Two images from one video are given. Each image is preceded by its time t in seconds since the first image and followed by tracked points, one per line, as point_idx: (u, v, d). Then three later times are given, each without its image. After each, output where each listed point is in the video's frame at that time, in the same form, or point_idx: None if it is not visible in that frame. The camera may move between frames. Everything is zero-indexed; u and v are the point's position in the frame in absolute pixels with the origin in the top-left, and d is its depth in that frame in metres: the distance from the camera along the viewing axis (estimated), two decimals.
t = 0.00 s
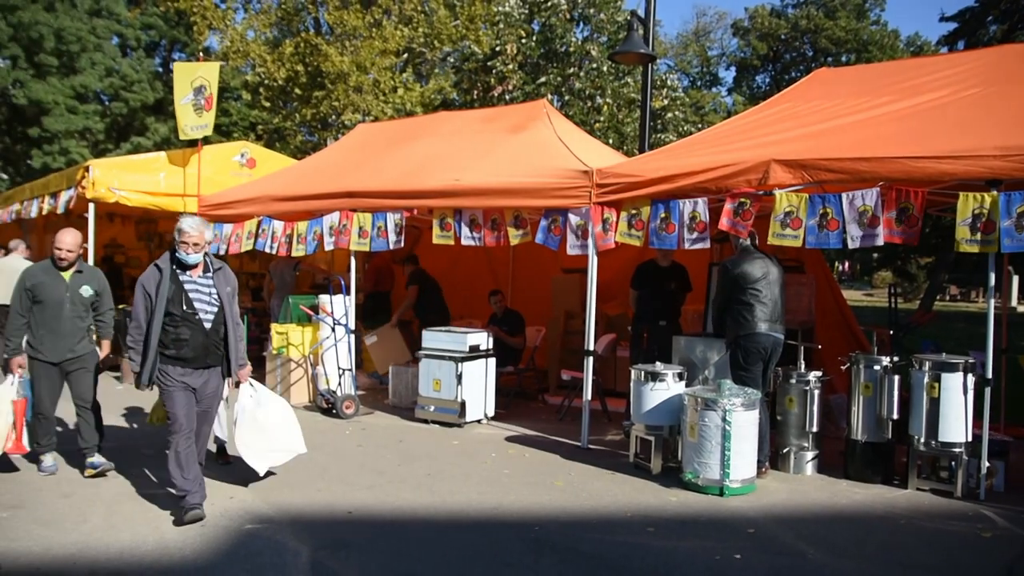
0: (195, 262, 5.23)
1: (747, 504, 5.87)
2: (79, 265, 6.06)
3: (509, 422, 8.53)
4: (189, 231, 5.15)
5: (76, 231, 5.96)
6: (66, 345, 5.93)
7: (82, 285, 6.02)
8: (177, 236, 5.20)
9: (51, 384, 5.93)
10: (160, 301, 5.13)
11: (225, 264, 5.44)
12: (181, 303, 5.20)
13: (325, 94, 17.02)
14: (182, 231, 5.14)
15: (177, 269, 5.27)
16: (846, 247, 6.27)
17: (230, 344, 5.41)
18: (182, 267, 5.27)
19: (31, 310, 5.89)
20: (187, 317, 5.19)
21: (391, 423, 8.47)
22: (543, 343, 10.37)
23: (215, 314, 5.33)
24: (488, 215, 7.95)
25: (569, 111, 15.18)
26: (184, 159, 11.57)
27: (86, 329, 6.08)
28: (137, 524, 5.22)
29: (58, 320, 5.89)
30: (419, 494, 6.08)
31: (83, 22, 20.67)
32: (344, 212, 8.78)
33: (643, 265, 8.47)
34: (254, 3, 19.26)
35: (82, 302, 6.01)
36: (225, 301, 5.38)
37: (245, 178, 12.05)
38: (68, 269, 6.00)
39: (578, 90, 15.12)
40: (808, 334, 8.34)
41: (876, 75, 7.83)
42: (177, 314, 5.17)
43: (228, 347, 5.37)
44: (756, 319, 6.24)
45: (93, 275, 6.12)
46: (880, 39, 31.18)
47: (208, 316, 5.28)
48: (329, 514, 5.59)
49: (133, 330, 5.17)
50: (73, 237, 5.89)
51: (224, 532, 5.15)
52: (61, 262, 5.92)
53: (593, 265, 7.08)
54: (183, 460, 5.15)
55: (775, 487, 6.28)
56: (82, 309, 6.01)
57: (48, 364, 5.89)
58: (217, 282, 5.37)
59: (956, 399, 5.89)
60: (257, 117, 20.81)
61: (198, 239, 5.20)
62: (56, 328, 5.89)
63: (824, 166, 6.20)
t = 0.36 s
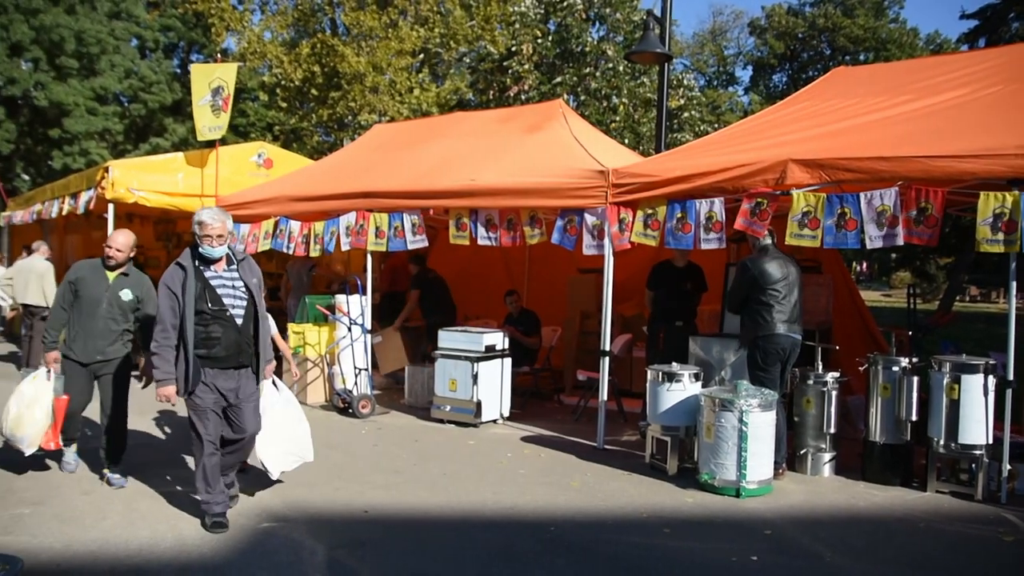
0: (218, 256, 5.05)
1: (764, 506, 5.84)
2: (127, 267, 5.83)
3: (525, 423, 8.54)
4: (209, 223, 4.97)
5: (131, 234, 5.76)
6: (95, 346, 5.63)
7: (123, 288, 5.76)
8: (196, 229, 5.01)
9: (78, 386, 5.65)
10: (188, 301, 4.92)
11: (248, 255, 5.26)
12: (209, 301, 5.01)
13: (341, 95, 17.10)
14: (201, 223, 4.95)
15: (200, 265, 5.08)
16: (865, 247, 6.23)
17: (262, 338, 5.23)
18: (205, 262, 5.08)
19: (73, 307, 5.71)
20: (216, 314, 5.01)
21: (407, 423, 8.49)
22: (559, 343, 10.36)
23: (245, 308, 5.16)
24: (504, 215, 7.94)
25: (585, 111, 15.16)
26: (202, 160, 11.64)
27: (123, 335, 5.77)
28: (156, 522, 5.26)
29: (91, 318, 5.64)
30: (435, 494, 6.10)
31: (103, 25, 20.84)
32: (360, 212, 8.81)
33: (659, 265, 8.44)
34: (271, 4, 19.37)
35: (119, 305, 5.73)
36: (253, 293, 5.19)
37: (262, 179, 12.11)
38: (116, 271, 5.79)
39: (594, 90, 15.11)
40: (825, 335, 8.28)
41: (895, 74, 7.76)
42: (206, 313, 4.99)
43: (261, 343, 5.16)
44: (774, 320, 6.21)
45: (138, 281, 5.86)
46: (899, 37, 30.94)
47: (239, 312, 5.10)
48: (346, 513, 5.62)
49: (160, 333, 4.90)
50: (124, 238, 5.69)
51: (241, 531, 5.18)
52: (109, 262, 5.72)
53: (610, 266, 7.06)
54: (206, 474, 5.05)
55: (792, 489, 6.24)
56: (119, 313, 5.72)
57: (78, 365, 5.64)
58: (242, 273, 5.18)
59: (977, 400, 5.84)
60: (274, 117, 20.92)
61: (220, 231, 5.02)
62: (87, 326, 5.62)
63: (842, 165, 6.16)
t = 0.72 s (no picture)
0: (253, 260, 4.69)
1: (781, 507, 5.81)
2: (155, 268, 5.75)
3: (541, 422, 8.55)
4: (246, 225, 4.62)
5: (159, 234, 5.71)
6: (122, 347, 5.57)
7: (151, 290, 5.69)
8: (231, 230, 4.66)
9: (107, 386, 5.59)
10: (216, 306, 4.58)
11: (283, 260, 4.87)
12: (237, 308, 4.64)
13: (358, 95, 17.19)
14: (237, 224, 4.60)
15: (233, 269, 4.73)
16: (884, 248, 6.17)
17: (294, 349, 4.79)
18: (238, 267, 4.72)
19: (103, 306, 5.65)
20: (244, 324, 4.64)
21: (424, 422, 8.52)
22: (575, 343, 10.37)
23: (277, 316, 4.75)
24: (520, 216, 7.94)
25: (601, 111, 15.15)
26: (220, 161, 11.73)
27: (150, 336, 5.70)
28: (176, 520, 5.31)
29: (119, 319, 5.56)
30: (451, 493, 6.11)
31: (123, 27, 21.11)
32: (377, 212, 8.84)
33: (676, 265, 8.42)
34: (288, 5, 19.49)
35: (147, 306, 5.65)
36: (286, 302, 4.78)
37: (279, 179, 12.18)
38: (143, 271, 5.73)
39: (610, 90, 15.09)
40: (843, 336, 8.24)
41: (914, 73, 7.69)
42: (234, 320, 4.62)
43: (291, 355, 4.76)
44: (792, 320, 6.17)
45: (167, 282, 5.79)
46: (918, 35, 30.70)
47: (268, 321, 4.70)
48: (362, 512, 5.64)
49: (196, 335, 4.59)
50: (152, 236, 5.62)
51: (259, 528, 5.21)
52: (138, 261, 5.65)
53: (626, 266, 7.05)
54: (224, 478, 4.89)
55: (810, 490, 6.21)
56: (147, 314, 5.65)
57: (105, 366, 5.57)
58: (275, 281, 4.79)
59: (998, 402, 5.78)
60: (291, 118, 21.05)
61: (257, 234, 4.66)
62: (115, 327, 5.55)
63: (861, 165, 6.11)
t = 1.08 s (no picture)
0: (302, 261, 4.42)
1: (799, 509, 5.77)
2: (164, 267, 5.49)
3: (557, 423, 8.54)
4: (297, 224, 4.33)
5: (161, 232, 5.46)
6: (149, 354, 5.30)
7: (167, 290, 5.43)
8: (280, 227, 4.39)
9: (134, 396, 5.27)
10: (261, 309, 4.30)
11: (332, 263, 4.57)
12: (284, 312, 4.37)
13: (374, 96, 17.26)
14: (288, 222, 4.32)
15: (279, 269, 4.44)
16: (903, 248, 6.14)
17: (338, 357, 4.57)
18: (285, 267, 4.44)
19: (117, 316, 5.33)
20: (291, 328, 4.37)
21: (440, 422, 8.55)
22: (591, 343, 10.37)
23: (324, 323, 4.49)
24: (536, 216, 7.95)
25: (617, 110, 15.12)
26: (238, 162, 11.84)
27: (173, 339, 5.46)
28: (196, 519, 5.34)
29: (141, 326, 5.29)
30: (467, 493, 6.12)
31: (143, 30, 21.37)
32: (394, 212, 8.86)
33: (693, 265, 8.39)
34: (305, 7, 19.58)
35: (167, 307, 5.41)
36: (335, 308, 4.52)
37: (296, 179, 12.24)
38: (153, 272, 5.45)
39: (626, 90, 15.05)
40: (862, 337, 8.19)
41: (936, 71, 7.61)
42: (279, 324, 4.36)
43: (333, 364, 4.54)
44: (810, 321, 6.13)
45: (179, 279, 5.54)
46: (939, 32, 30.41)
47: (315, 328, 4.44)
48: (378, 511, 5.66)
49: (230, 342, 4.31)
50: (155, 234, 5.36)
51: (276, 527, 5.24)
52: (144, 262, 5.35)
53: (642, 266, 7.03)
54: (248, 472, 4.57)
55: (828, 492, 6.17)
56: (168, 316, 5.40)
57: (133, 376, 5.27)
58: (324, 285, 4.50)
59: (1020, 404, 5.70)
60: (308, 119, 21.17)
61: (307, 234, 4.38)
62: (140, 335, 5.27)
63: (879, 164, 6.07)
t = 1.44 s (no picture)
0: (338, 266, 4.14)
1: (816, 511, 5.73)
2: (173, 262, 5.32)
3: (572, 423, 8.53)
4: (331, 225, 4.07)
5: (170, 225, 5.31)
6: (159, 354, 5.17)
7: (175, 286, 5.26)
8: (315, 229, 4.13)
9: (147, 398, 5.19)
10: (299, 317, 4.04)
11: (372, 265, 4.34)
12: (324, 320, 4.12)
13: (389, 96, 17.31)
14: (323, 224, 4.06)
15: (316, 273, 4.19)
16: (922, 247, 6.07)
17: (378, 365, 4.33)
18: (323, 271, 4.18)
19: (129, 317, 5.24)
20: (331, 337, 4.12)
21: (456, 422, 8.56)
22: (607, 344, 10.34)
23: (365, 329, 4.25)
24: (551, 216, 7.95)
25: (632, 110, 15.08)
26: (255, 163, 11.94)
27: (186, 337, 5.29)
28: (213, 517, 5.37)
29: (150, 326, 5.17)
30: (482, 493, 6.12)
31: (160, 31, 21.59)
32: (409, 213, 8.90)
33: (709, 265, 8.36)
34: (321, 8, 19.66)
35: (176, 304, 5.25)
36: (374, 313, 4.27)
37: (312, 180, 12.30)
38: (162, 268, 5.29)
39: (642, 89, 15.01)
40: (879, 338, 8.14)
41: (955, 69, 7.54)
42: (318, 332, 4.10)
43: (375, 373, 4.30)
44: (827, 322, 6.10)
45: (189, 273, 5.35)
46: (957, 30, 30.15)
47: (357, 335, 4.20)
48: (394, 511, 5.67)
49: (264, 352, 4.09)
50: (164, 228, 5.19)
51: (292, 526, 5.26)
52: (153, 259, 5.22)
53: (657, 265, 7.01)
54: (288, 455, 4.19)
55: (845, 494, 6.13)
56: (176, 313, 5.24)
57: (144, 377, 5.17)
58: (363, 287, 4.26)
59: None
60: (323, 119, 21.28)
61: (343, 236, 4.10)
62: (148, 335, 5.15)
63: (896, 164, 6.03)
